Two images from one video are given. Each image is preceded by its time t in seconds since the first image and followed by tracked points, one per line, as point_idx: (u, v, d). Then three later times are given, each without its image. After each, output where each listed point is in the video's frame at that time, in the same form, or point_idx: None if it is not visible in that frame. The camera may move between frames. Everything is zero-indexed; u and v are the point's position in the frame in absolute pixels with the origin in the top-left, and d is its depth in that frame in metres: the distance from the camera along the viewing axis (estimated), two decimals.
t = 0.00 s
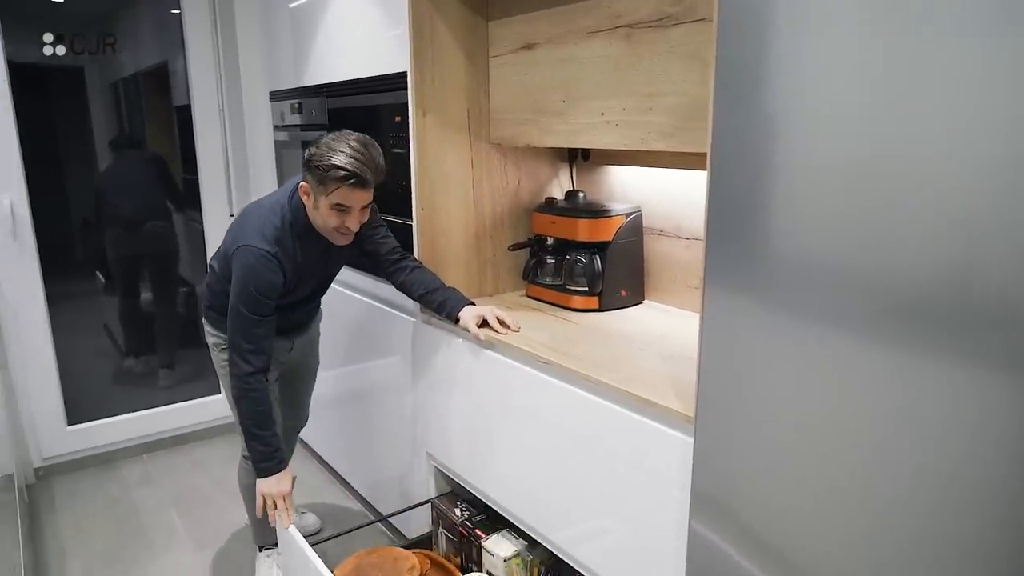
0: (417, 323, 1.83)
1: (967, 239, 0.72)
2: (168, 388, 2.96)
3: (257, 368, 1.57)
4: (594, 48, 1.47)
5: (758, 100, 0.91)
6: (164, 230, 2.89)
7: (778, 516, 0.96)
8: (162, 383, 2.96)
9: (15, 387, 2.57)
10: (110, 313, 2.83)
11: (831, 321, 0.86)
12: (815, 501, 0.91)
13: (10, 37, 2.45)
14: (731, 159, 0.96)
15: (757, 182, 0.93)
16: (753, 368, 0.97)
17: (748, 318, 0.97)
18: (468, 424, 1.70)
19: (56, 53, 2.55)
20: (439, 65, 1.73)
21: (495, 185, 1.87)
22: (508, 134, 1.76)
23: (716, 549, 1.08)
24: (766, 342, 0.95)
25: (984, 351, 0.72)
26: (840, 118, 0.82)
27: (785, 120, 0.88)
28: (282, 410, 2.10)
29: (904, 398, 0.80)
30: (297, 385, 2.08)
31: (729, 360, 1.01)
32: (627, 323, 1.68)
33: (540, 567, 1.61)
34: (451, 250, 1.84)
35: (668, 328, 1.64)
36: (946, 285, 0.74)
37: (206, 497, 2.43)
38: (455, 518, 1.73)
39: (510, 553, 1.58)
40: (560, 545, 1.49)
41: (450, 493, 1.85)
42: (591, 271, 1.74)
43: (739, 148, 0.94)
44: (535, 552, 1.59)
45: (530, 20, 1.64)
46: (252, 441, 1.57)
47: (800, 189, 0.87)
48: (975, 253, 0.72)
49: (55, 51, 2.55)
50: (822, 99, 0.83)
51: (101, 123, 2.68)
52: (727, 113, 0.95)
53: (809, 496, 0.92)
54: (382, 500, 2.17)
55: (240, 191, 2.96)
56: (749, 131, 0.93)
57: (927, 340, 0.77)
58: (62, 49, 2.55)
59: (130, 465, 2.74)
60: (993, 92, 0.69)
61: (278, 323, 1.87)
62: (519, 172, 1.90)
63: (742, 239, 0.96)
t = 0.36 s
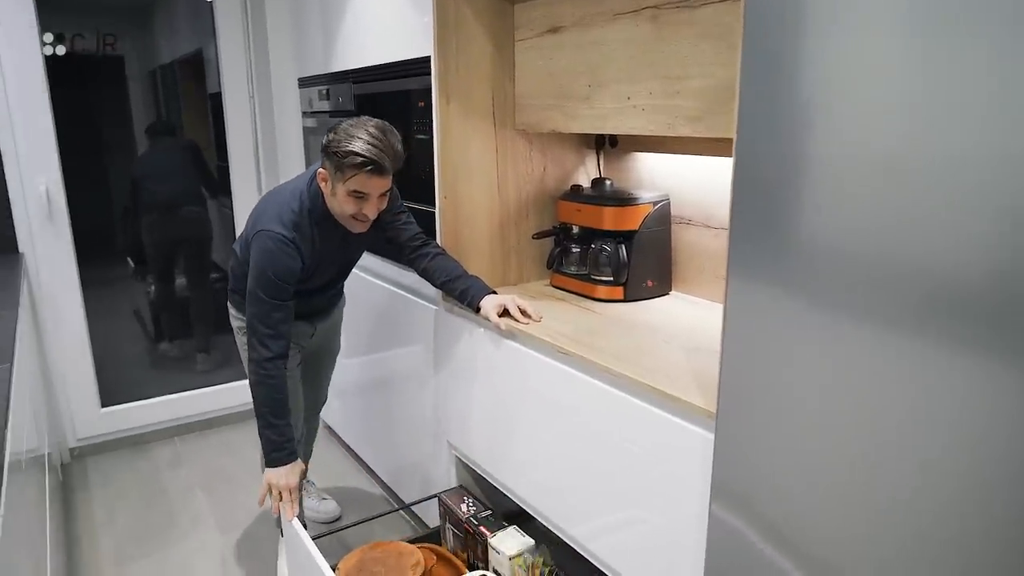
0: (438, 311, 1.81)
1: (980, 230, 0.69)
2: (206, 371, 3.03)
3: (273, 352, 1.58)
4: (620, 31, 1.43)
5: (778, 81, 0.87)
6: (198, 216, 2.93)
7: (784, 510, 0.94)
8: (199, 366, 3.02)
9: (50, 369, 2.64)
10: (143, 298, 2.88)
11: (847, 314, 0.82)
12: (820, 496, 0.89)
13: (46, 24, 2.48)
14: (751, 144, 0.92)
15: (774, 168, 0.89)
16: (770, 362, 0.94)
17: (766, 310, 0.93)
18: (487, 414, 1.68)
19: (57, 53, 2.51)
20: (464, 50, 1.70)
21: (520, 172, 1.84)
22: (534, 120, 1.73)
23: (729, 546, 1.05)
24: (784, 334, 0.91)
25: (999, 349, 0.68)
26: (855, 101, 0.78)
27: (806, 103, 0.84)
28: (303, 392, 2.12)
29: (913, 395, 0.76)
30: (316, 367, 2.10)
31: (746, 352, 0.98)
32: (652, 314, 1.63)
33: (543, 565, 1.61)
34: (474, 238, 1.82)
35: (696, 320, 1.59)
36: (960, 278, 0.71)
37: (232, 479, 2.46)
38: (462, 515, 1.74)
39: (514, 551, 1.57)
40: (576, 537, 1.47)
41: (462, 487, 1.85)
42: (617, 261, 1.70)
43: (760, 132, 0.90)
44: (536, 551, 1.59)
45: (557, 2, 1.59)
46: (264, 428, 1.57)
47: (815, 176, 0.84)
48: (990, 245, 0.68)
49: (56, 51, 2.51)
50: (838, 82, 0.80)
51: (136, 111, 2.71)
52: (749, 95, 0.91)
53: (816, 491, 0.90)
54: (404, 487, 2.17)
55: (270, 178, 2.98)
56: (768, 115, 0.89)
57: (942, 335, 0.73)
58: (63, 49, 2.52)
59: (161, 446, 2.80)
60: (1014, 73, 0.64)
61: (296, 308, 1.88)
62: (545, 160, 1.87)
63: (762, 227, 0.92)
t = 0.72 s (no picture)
0: (448, 302, 1.78)
1: (988, 219, 0.65)
2: (227, 359, 3.05)
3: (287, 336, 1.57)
4: (633, 15, 1.38)
5: (786, 64, 0.83)
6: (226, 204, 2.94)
7: (785, 509, 0.92)
8: (220, 354, 3.04)
9: (72, 354, 2.67)
10: (167, 284, 2.90)
11: (852, 306, 0.79)
12: (820, 495, 0.86)
13: (65, 10, 2.48)
14: (758, 130, 0.88)
15: (779, 155, 0.86)
16: (774, 355, 0.91)
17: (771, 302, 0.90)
18: (495, 407, 1.66)
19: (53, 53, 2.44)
20: (475, 36, 1.66)
21: (533, 161, 1.80)
22: (546, 107, 1.68)
23: (731, 546, 1.02)
24: (789, 327, 0.88)
25: (1004, 345, 0.65)
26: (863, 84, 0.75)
27: (813, 87, 0.80)
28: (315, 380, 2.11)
29: (918, 390, 0.74)
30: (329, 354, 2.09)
31: (751, 346, 0.95)
32: (665, 309, 1.59)
33: (553, 562, 1.57)
34: (486, 228, 1.79)
35: (711, 314, 1.54)
36: (965, 270, 0.68)
37: (248, 466, 2.48)
38: (472, 510, 1.72)
39: (521, 547, 1.54)
40: (582, 537, 1.45)
41: (472, 480, 1.83)
42: (629, 253, 1.66)
43: (766, 116, 0.87)
44: (544, 548, 1.56)
45: None
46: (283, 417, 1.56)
47: (821, 162, 0.81)
48: (998, 235, 0.65)
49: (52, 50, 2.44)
50: (845, 64, 0.76)
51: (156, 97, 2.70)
52: (758, 79, 0.88)
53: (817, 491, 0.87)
54: (415, 478, 2.16)
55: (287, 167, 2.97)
56: (776, 99, 0.85)
57: (948, 328, 0.70)
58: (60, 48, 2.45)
59: (179, 432, 2.83)
60: None
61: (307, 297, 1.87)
62: (558, 149, 1.82)
63: (767, 217, 0.89)
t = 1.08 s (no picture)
0: (454, 300, 1.76)
1: (987, 215, 0.62)
2: (243, 354, 3.06)
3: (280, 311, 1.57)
4: (638, 10, 1.35)
5: (784, 54, 0.80)
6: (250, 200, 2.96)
7: (784, 514, 0.89)
8: (237, 349, 3.05)
9: (88, 348, 2.71)
10: (186, 278, 2.93)
11: (851, 305, 0.76)
12: (818, 501, 0.83)
13: (82, 8, 2.49)
14: (758, 124, 0.85)
15: (778, 150, 0.83)
16: (772, 357, 0.88)
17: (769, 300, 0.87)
18: (499, 409, 1.64)
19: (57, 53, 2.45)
20: (480, 33, 1.63)
21: (540, 159, 1.77)
22: (552, 104, 1.65)
23: (731, 549, 0.99)
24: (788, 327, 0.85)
25: (1003, 347, 0.62)
26: (858, 75, 0.72)
27: (811, 78, 0.77)
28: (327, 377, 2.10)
29: (917, 392, 0.70)
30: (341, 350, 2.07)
31: (749, 346, 0.91)
32: (671, 310, 1.55)
33: (555, 567, 1.54)
34: (492, 227, 1.77)
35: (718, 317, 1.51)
36: (964, 269, 0.65)
37: (258, 462, 2.49)
38: (476, 511, 1.70)
39: (522, 551, 1.52)
40: (584, 544, 1.43)
41: (477, 482, 1.82)
42: (636, 253, 1.63)
43: (766, 111, 0.84)
44: (547, 551, 1.53)
45: None
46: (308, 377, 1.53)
47: (820, 157, 0.78)
48: (997, 232, 0.62)
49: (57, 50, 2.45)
50: (842, 54, 0.73)
51: (172, 93, 2.71)
52: (756, 69, 0.84)
53: (815, 495, 0.84)
54: (424, 476, 2.16)
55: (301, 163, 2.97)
56: (776, 91, 0.82)
57: (947, 328, 0.67)
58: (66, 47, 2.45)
59: (193, 426, 2.86)
60: None
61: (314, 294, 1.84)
62: (566, 146, 1.79)
63: (765, 214, 0.86)
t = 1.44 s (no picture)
0: (460, 299, 1.76)
1: (987, 214, 0.60)
2: (259, 349, 3.10)
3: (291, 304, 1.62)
4: (643, 8, 1.33)
5: (781, 50, 0.79)
6: (269, 196, 2.98)
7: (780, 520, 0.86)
8: (253, 344, 3.09)
9: (104, 342, 2.75)
10: (205, 273, 2.96)
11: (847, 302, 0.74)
12: (813, 506, 0.81)
13: (101, 7, 2.53)
14: (753, 120, 0.84)
15: (774, 147, 0.81)
16: (770, 360, 0.86)
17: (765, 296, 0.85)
18: (501, 409, 1.64)
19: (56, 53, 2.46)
20: (485, 32, 1.62)
21: (545, 157, 1.75)
22: (557, 102, 1.63)
23: (729, 551, 0.96)
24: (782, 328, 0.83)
25: (1001, 351, 0.59)
26: (858, 69, 0.70)
27: (808, 73, 0.76)
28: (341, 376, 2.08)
29: (913, 395, 0.68)
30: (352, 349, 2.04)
31: (744, 346, 0.90)
32: (673, 312, 1.53)
33: (554, 569, 1.54)
34: (496, 225, 1.75)
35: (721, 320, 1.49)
36: (964, 269, 0.62)
37: (267, 457, 2.51)
38: (478, 510, 1.70)
39: (521, 553, 1.52)
40: (580, 548, 1.42)
41: (480, 481, 1.81)
42: (640, 254, 1.61)
43: (763, 107, 0.82)
44: (546, 553, 1.53)
45: None
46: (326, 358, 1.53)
47: (818, 154, 0.75)
48: (995, 231, 0.59)
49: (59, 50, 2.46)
50: (842, 49, 0.71)
51: (190, 91, 2.74)
52: (752, 66, 0.83)
53: (810, 501, 0.81)
54: (431, 474, 2.17)
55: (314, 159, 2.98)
56: (775, 87, 0.80)
57: (946, 330, 0.64)
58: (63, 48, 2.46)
59: (206, 420, 2.89)
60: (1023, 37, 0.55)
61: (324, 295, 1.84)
62: (573, 145, 1.78)
63: (764, 213, 0.84)
